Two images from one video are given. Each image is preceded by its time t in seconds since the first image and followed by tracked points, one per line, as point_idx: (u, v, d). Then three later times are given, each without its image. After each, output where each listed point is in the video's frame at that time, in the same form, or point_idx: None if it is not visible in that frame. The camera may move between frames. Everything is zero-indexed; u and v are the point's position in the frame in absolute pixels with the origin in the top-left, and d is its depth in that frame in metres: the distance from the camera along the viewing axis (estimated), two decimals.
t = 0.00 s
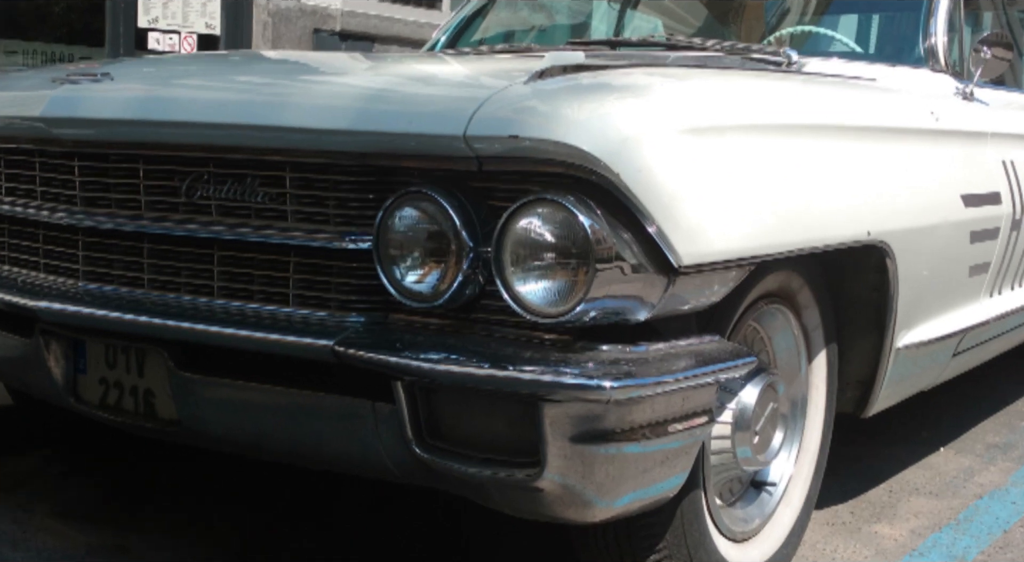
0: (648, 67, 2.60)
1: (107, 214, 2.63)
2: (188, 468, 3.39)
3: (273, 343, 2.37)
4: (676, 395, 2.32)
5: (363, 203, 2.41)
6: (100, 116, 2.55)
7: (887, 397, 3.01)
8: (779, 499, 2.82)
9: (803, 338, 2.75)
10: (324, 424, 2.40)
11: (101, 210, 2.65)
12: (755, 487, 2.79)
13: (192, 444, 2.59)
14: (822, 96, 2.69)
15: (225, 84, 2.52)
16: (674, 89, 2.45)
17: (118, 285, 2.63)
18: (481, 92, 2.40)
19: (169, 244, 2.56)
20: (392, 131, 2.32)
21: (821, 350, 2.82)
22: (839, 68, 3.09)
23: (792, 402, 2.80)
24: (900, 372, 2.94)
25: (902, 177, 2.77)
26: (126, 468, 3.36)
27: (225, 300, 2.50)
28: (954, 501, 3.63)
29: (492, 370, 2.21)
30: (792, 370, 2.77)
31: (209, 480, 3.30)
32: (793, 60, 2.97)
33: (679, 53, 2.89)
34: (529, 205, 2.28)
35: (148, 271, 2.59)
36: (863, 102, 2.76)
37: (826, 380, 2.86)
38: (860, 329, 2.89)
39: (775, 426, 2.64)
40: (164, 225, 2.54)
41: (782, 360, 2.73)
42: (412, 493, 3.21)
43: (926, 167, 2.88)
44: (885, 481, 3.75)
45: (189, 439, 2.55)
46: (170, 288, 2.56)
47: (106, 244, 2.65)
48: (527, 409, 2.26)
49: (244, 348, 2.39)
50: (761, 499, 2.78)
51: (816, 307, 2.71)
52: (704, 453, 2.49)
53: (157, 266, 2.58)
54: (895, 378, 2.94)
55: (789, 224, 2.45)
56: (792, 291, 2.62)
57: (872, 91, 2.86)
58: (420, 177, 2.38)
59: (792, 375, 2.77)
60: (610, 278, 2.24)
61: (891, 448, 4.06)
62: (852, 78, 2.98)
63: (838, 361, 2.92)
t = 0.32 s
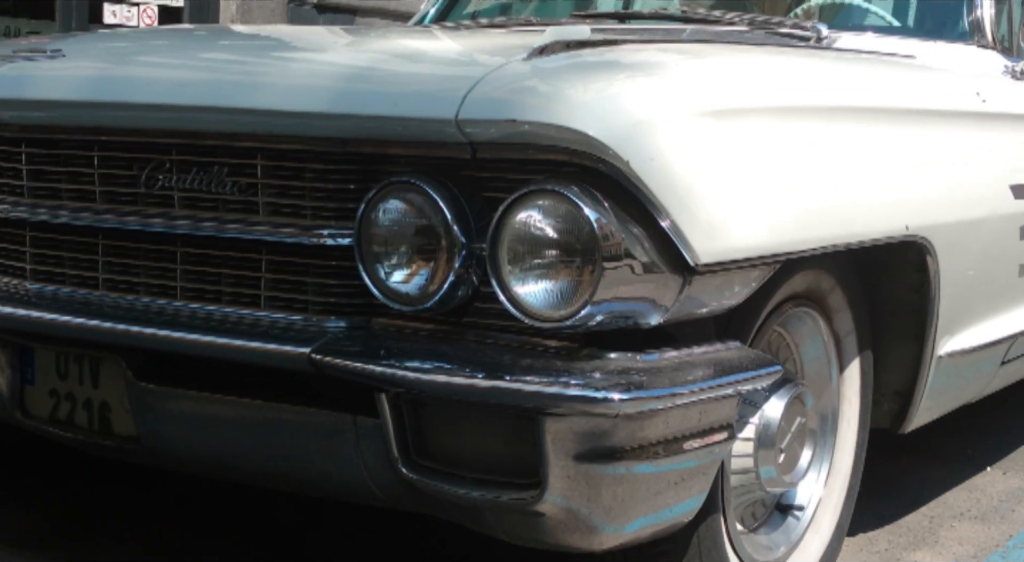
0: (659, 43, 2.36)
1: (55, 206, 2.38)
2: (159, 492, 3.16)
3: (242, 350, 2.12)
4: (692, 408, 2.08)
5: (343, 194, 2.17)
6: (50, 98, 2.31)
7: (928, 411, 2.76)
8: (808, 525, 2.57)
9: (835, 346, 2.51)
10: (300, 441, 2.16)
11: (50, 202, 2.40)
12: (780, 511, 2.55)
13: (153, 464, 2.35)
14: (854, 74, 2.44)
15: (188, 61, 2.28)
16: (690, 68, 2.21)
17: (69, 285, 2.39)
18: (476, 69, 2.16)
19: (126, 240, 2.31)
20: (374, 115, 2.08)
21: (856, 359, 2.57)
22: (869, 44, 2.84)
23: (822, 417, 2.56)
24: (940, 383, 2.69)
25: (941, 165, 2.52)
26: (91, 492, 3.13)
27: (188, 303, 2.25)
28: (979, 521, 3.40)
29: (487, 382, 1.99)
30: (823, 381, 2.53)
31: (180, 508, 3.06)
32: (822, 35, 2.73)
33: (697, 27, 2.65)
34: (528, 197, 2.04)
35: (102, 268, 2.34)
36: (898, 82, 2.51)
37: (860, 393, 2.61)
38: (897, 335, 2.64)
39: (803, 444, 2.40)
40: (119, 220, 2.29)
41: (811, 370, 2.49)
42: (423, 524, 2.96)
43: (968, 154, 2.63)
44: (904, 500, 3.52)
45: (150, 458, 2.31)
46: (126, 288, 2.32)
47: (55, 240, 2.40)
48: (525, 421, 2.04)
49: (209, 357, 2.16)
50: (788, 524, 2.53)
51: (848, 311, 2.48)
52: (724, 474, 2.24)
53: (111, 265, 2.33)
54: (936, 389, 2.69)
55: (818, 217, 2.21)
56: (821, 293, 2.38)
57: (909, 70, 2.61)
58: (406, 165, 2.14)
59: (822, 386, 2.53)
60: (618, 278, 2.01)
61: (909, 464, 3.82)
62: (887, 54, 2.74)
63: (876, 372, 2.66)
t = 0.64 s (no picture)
0: (671, 20, 2.17)
1: (9, 198, 2.19)
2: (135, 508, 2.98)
3: (213, 358, 1.94)
4: (708, 421, 1.89)
5: (322, 184, 1.97)
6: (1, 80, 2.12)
7: (967, 425, 2.56)
8: (836, 549, 2.38)
9: (865, 353, 2.32)
10: (276, 458, 1.97)
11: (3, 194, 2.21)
12: (806, 536, 2.35)
13: (117, 484, 2.16)
14: (884, 52, 2.24)
15: (153, 39, 2.08)
16: (705, 45, 2.00)
17: (22, 286, 2.20)
18: (469, 48, 1.96)
19: (84, 237, 2.12)
20: (356, 98, 1.88)
21: (887, 366, 2.38)
22: (900, 21, 2.64)
23: (852, 430, 2.37)
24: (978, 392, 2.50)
25: (979, 153, 2.32)
26: (62, 509, 2.95)
27: (153, 305, 2.06)
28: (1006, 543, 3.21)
29: (481, 392, 1.80)
30: (852, 392, 2.34)
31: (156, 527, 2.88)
32: (850, 11, 2.53)
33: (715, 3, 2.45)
34: (527, 188, 1.84)
35: (58, 266, 2.15)
36: (932, 62, 2.31)
37: (893, 405, 2.42)
38: (932, 340, 2.45)
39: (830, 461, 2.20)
40: (74, 214, 2.10)
41: (839, 380, 2.30)
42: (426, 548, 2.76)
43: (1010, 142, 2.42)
44: (932, 520, 3.32)
45: (112, 476, 2.12)
46: (84, 290, 2.13)
47: (9, 237, 2.22)
48: (523, 436, 1.85)
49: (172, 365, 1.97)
50: (813, 549, 2.34)
51: (880, 313, 2.29)
52: (743, 494, 2.04)
53: (67, 265, 2.15)
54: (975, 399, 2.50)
55: (846, 211, 2.01)
56: (850, 294, 2.19)
57: (945, 47, 2.40)
58: (393, 154, 1.94)
59: (851, 397, 2.34)
60: (626, 277, 1.82)
61: (928, 476, 3.63)
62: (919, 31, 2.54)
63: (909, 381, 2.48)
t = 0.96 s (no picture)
0: None
1: None
2: (109, 529, 2.83)
3: (189, 365, 1.77)
4: (724, 433, 1.72)
5: (302, 174, 1.80)
6: None
7: (1009, 438, 2.41)
8: None
9: (897, 359, 2.16)
10: (252, 474, 1.82)
11: None
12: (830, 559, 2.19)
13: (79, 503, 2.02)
14: (912, 32, 2.07)
15: (118, 17, 1.92)
16: (722, 24, 1.84)
17: None
18: (464, 26, 1.79)
19: (43, 232, 1.97)
20: (339, 81, 1.72)
21: (921, 375, 2.23)
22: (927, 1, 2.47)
23: (882, 444, 2.21)
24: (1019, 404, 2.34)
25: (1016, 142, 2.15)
26: (44, 530, 2.81)
27: (117, 307, 1.91)
28: None
29: (475, 402, 1.65)
30: (882, 403, 2.18)
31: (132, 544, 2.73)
32: None
33: None
34: (527, 179, 1.68)
35: (13, 264, 2.00)
36: (964, 45, 2.15)
37: (926, 418, 2.27)
38: (970, 347, 2.30)
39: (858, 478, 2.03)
40: (31, 207, 1.94)
41: (868, 389, 2.15)
42: None
43: None
44: (971, 541, 3.16)
45: (74, 494, 1.98)
46: (41, 291, 1.99)
47: None
48: (521, 451, 1.71)
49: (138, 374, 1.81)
50: None
51: (911, 317, 2.14)
52: (763, 514, 1.87)
53: (26, 264, 2.00)
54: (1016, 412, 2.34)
55: (872, 204, 1.84)
56: (881, 296, 2.04)
57: (977, 28, 2.23)
58: (380, 142, 1.78)
59: (882, 409, 2.19)
60: (635, 277, 1.65)
61: (948, 488, 3.48)
62: (949, 10, 2.37)
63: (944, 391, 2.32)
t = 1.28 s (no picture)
0: None
1: None
2: (89, 545, 2.70)
3: (153, 372, 1.64)
4: (740, 447, 1.58)
5: (282, 166, 1.67)
6: None
7: None
8: None
9: (928, 366, 2.03)
10: (227, 490, 1.69)
11: None
12: None
13: (43, 523, 1.89)
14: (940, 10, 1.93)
15: None
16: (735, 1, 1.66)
17: None
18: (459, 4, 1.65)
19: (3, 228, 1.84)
20: (323, 64, 1.57)
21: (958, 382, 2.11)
22: None
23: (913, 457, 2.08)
24: None
25: None
26: (29, 546, 2.67)
27: (80, 309, 1.78)
28: None
29: (470, 413, 1.51)
30: (912, 413, 2.06)
31: (109, 561, 2.59)
32: None
33: None
34: (526, 170, 1.54)
35: None
36: (996, 26, 2.01)
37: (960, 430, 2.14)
38: (1011, 351, 2.21)
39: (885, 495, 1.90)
40: None
41: (896, 399, 2.02)
42: None
43: None
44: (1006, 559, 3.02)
45: (36, 511, 1.85)
46: None
47: None
48: (518, 466, 1.57)
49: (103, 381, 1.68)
50: None
51: (945, 320, 2.01)
52: (783, 532, 1.74)
53: None
54: None
55: (898, 199, 1.71)
56: (910, 297, 1.91)
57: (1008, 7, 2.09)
58: (366, 131, 1.64)
59: (910, 420, 2.06)
60: (643, 277, 1.52)
61: (983, 503, 3.33)
62: None
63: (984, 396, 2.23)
